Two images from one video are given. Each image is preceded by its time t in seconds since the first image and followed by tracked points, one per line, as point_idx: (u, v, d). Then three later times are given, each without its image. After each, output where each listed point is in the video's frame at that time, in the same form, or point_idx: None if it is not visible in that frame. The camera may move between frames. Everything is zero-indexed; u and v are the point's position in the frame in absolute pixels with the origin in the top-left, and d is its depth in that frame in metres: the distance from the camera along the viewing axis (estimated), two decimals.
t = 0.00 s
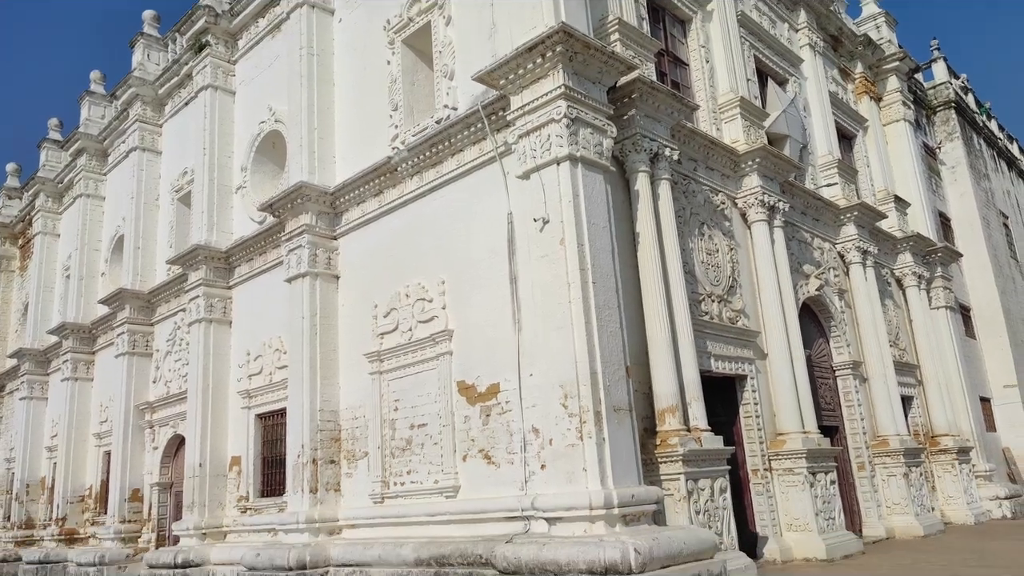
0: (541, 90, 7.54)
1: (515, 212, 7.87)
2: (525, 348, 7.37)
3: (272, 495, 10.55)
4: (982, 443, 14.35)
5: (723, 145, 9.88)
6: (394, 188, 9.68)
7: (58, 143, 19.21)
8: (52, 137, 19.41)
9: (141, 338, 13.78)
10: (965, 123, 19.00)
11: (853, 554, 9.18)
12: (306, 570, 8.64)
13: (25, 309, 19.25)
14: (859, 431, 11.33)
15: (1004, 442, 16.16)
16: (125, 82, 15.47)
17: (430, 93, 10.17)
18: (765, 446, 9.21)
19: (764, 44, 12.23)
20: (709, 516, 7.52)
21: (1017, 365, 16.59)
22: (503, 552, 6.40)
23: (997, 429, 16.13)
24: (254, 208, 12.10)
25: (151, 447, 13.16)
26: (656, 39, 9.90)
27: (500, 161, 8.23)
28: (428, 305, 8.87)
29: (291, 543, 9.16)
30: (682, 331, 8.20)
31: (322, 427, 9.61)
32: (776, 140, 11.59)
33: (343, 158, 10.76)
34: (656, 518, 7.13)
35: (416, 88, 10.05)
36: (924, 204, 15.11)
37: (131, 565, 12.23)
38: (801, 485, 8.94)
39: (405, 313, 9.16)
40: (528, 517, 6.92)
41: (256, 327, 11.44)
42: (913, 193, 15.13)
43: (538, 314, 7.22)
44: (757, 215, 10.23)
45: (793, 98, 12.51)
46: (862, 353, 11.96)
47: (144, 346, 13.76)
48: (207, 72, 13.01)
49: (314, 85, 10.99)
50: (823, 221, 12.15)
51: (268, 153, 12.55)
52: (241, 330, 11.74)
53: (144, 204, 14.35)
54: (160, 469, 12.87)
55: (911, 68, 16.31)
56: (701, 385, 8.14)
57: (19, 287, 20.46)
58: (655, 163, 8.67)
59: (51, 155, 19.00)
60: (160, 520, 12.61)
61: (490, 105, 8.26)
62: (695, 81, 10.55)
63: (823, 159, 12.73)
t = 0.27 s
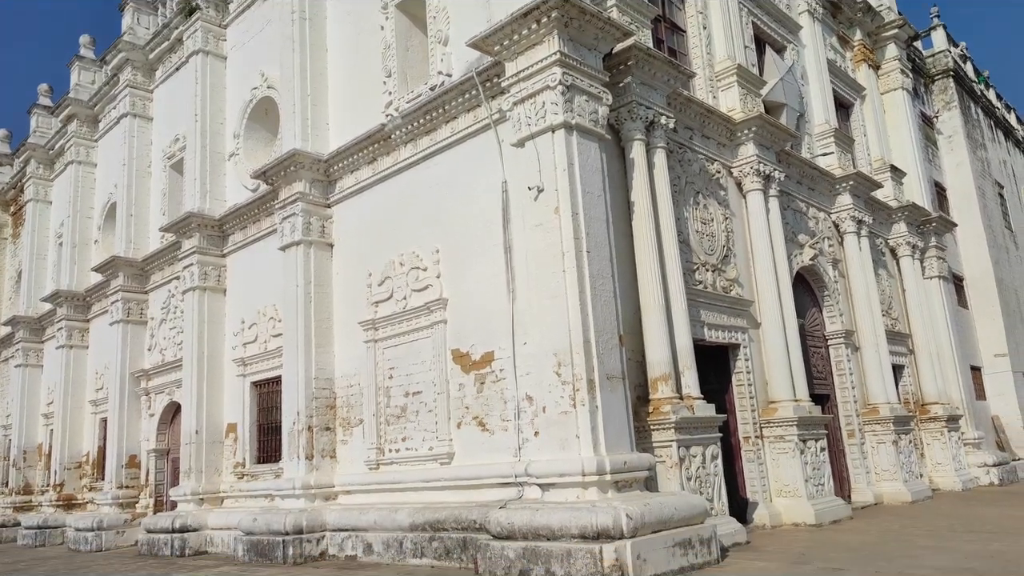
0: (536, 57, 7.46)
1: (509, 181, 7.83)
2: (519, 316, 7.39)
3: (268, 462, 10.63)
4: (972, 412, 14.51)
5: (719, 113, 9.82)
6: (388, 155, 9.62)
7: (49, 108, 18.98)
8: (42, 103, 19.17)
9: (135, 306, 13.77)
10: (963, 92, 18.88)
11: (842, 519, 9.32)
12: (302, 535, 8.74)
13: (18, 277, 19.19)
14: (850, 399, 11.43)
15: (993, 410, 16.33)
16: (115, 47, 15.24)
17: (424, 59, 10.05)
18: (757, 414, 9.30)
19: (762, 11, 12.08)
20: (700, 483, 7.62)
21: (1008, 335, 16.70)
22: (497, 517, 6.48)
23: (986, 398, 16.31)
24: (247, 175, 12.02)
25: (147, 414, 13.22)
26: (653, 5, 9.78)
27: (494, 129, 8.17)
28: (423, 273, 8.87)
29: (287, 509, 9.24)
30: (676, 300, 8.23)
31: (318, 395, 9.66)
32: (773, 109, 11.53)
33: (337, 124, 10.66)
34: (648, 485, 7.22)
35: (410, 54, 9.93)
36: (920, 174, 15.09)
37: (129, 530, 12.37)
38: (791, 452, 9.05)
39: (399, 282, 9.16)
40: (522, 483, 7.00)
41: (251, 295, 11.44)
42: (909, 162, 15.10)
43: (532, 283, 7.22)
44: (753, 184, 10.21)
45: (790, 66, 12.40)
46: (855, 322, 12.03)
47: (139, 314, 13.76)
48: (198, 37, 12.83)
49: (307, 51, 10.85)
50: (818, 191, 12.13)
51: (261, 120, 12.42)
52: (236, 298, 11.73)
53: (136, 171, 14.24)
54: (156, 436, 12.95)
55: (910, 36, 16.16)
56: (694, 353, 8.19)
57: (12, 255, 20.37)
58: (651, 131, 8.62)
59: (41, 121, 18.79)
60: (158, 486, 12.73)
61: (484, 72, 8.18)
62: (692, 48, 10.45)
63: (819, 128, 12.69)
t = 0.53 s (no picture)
0: (530, 35, 7.40)
1: (503, 160, 7.80)
2: (513, 297, 7.40)
3: (262, 442, 10.67)
4: (961, 392, 14.63)
5: (714, 92, 9.77)
6: (382, 134, 9.56)
7: (38, 84, 18.76)
8: (31, 79, 18.95)
9: (128, 285, 13.72)
10: (959, 72, 18.83)
11: (831, 498, 9.43)
12: (296, 515, 8.79)
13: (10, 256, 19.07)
14: (841, 380, 11.51)
15: (983, 391, 16.47)
16: (104, 23, 15.04)
17: (418, 37, 9.95)
18: (748, 394, 9.36)
19: None
20: (691, 463, 7.69)
21: (999, 316, 16.81)
22: (490, 497, 6.53)
23: (976, 378, 16.44)
24: (240, 153, 11.94)
25: (141, 393, 13.23)
26: None
27: (488, 108, 8.12)
28: (416, 254, 8.85)
29: (281, 488, 9.30)
30: (669, 281, 8.24)
31: (311, 375, 9.68)
32: (768, 89, 11.49)
33: (330, 103, 10.58)
34: (639, 465, 7.28)
35: (403, 32, 9.83)
36: (914, 154, 15.09)
37: (124, 509, 12.43)
38: (782, 433, 9.12)
39: (393, 262, 9.14)
40: (515, 464, 7.06)
41: (244, 275, 11.41)
42: (903, 143, 15.09)
43: (526, 263, 7.22)
44: (747, 165, 10.19)
45: (786, 45, 12.32)
46: (847, 304, 12.08)
47: (131, 293, 13.71)
48: (188, 13, 12.67)
49: (299, 28, 10.74)
50: (812, 171, 12.11)
51: (253, 98, 12.31)
52: (229, 278, 11.71)
53: (127, 149, 14.13)
54: (150, 415, 12.97)
55: (907, 15, 16.06)
56: (686, 334, 8.22)
57: (3, 233, 20.25)
58: (645, 111, 8.58)
59: (31, 97, 18.57)
60: (152, 465, 12.77)
61: (478, 50, 8.11)
62: (688, 27, 10.37)
63: (814, 109, 12.66)
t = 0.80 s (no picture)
0: (513, 25, 7.36)
1: (485, 151, 7.77)
2: (494, 288, 7.39)
3: (241, 432, 10.61)
4: (936, 384, 14.84)
5: (697, 84, 9.78)
6: (363, 122, 9.49)
7: (13, 69, 18.41)
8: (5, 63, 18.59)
9: (104, 273, 13.54)
10: (937, 67, 19.01)
11: (807, 488, 9.55)
12: (275, 505, 8.75)
13: None
14: (818, 371, 11.64)
15: (956, 382, 16.72)
16: (80, 6, 14.77)
17: (400, 25, 9.87)
18: (727, 386, 9.43)
19: None
20: (671, 453, 7.75)
21: (973, 308, 17.05)
22: (471, 487, 6.54)
23: (950, 370, 16.69)
24: (219, 140, 11.79)
25: (117, 382, 13.09)
26: None
27: (471, 98, 8.07)
28: (398, 243, 8.81)
29: (260, 478, 9.25)
30: (650, 273, 8.27)
31: (291, 364, 9.62)
32: (750, 81, 11.53)
33: (311, 90, 10.48)
34: (619, 455, 7.32)
35: (386, 19, 9.74)
36: (893, 148, 15.23)
37: (101, 499, 12.30)
38: (760, 423, 9.21)
39: (374, 251, 9.09)
40: (495, 454, 7.07)
41: (223, 263, 11.30)
42: (882, 136, 15.23)
43: (508, 254, 7.21)
44: (728, 157, 10.23)
45: (768, 37, 12.36)
46: (825, 296, 12.20)
47: (108, 281, 13.54)
48: None
49: (279, 14, 10.60)
50: (793, 164, 12.19)
51: (232, 84, 12.16)
52: (207, 266, 11.59)
53: (104, 135, 13.91)
54: (127, 405, 12.83)
55: (887, 10, 16.16)
56: (667, 325, 8.26)
57: None
58: (628, 102, 8.57)
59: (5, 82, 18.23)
60: (129, 456, 12.65)
61: (462, 40, 8.06)
62: (671, 18, 10.37)
63: (795, 102, 12.73)
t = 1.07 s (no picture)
0: (485, 26, 7.36)
1: (456, 152, 7.76)
2: (463, 289, 7.38)
3: (204, 434, 10.45)
4: (895, 386, 15.16)
5: (666, 89, 9.88)
6: (332, 121, 9.41)
7: None
8: None
9: (63, 271, 13.24)
10: (899, 76, 19.43)
11: (770, 488, 9.69)
12: (239, 508, 8.64)
13: None
14: (782, 373, 11.82)
15: (915, 384, 17.10)
16: None
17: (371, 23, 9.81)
18: (693, 388, 9.54)
19: None
20: (637, 455, 7.81)
21: (931, 312, 17.45)
22: (438, 489, 6.52)
23: (909, 373, 17.06)
24: (184, 137, 11.61)
25: (76, 383, 12.81)
26: None
27: (442, 98, 8.05)
28: (366, 244, 8.75)
29: (223, 481, 9.13)
30: (619, 275, 8.32)
31: (256, 365, 9.50)
32: (718, 86, 11.68)
33: (279, 88, 10.37)
34: (587, 457, 7.36)
35: (356, 18, 9.68)
36: (855, 154, 15.54)
37: (57, 503, 12.01)
38: (725, 425, 9.33)
39: (342, 251, 9.02)
40: (463, 456, 7.06)
41: (187, 262, 11.12)
42: (845, 143, 15.52)
43: (477, 255, 7.21)
44: (696, 161, 10.34)
45: (736, 43, 12.52)
46: (789, 299, 12.39)
47: (67, 280, 13.24)
48: None
49: (248, 10, 10.48)
50: (759, 169, 12.36)
51: (199, 81, 11.98)
52: (171, 265, 11.40)
53: (65, 130, 13.62)
54: (85, 407, 12.57)
55: (851, 18, 16.47)
56: (634, 328, 8.32)
57: None
58: (598, 105, 8.63)
59: None
60: (87, 458, 12.37)
61: (433, 40, 8.04)
62: (642, 23, 10.46)
63: (762, 107, 12.91)
